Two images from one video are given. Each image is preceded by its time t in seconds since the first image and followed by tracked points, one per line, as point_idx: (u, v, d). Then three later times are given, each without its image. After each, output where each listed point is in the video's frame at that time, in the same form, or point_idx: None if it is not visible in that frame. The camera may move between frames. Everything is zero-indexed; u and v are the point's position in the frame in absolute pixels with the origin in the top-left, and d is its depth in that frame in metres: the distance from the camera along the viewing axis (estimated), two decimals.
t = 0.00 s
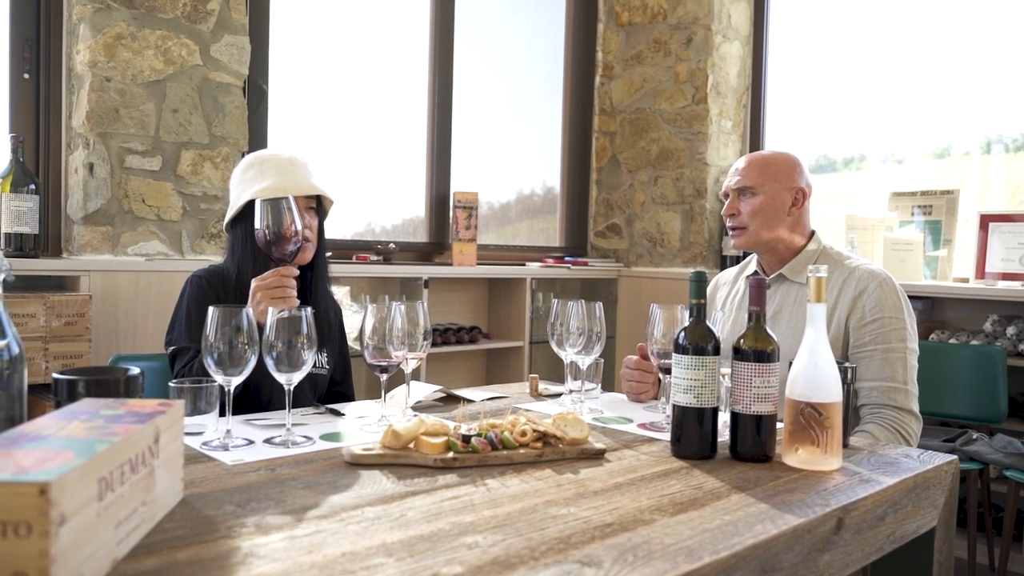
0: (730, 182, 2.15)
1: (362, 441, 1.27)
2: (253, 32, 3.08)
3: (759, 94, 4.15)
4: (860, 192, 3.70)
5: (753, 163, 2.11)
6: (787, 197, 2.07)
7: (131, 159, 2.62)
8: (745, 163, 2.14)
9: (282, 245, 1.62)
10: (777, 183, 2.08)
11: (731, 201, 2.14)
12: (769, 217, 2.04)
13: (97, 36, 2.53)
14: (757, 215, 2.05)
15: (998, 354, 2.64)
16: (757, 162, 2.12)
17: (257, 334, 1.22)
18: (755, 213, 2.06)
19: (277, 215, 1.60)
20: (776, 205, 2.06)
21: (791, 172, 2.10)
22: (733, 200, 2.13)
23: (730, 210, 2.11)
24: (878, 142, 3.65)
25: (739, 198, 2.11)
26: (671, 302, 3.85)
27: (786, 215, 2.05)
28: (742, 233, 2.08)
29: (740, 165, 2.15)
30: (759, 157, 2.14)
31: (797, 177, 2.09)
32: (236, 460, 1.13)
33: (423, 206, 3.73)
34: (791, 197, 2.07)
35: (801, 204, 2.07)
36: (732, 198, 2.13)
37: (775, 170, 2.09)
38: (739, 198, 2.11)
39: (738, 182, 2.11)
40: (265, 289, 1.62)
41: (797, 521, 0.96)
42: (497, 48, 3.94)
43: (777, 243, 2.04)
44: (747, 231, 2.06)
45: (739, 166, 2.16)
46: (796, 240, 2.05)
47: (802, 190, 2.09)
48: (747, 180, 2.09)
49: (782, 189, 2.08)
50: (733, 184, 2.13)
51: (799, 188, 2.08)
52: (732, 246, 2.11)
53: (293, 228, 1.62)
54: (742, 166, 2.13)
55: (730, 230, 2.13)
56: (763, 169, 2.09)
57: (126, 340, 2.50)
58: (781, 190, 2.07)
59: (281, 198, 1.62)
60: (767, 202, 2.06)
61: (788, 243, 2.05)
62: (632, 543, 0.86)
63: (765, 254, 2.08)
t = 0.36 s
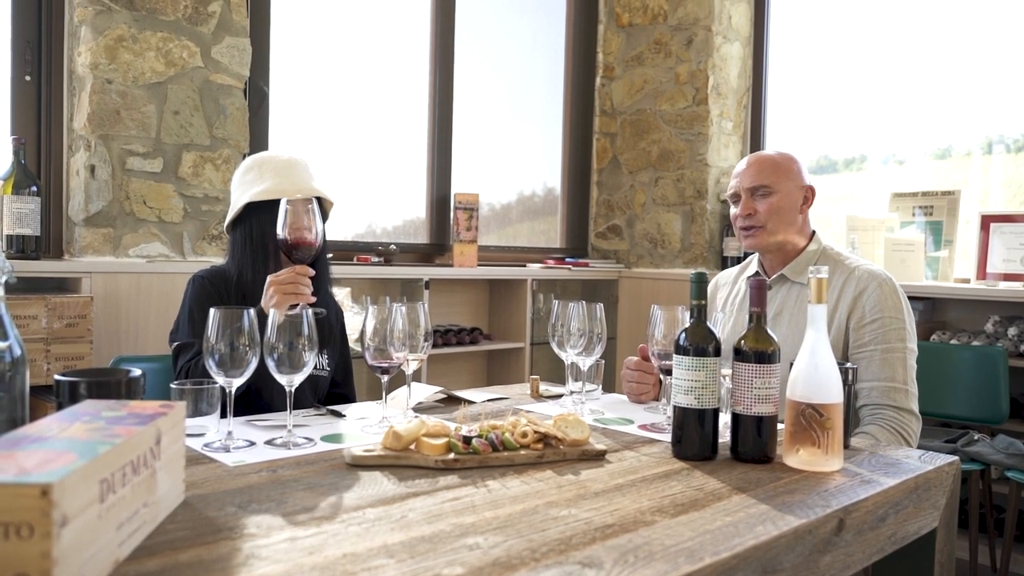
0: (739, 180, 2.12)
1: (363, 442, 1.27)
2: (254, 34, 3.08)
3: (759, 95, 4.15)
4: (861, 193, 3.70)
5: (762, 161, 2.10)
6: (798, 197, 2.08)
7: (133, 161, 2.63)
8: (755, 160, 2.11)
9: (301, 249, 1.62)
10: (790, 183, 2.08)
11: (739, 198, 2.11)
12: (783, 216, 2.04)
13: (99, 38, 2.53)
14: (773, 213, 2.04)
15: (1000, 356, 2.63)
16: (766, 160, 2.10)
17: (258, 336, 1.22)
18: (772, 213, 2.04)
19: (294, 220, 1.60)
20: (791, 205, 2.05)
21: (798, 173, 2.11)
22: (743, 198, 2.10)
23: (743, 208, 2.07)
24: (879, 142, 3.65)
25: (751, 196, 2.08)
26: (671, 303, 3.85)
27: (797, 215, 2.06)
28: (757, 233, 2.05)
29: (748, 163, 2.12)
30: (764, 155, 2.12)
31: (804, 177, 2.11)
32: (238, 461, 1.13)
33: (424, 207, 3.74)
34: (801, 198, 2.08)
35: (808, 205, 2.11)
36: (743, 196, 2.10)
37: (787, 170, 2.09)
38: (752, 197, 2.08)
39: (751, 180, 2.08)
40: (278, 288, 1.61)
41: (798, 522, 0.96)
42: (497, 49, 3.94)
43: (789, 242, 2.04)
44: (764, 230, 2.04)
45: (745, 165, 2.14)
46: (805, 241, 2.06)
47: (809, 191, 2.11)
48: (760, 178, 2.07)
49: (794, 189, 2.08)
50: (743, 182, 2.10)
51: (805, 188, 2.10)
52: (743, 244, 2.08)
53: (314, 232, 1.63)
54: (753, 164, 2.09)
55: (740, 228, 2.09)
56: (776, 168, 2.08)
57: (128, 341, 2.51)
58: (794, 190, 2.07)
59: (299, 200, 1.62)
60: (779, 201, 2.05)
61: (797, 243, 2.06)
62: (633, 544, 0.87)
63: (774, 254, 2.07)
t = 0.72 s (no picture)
0: (746, 181, 2.11)
1: (364, 443, 1.27)
2: (255, 35, 3.08)
3: (760, 96, 4.15)
4: (861, 194, 3.70)
5: (769, 163, 2.10)
6: (803, 200, 2.09)
7: (133, 162, 2.63)
8: (761, 162, 2.11)
9: (313, 254, 1.73)
10: (796, 186, 2.09)
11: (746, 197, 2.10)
12: (793, 216, 2.04)
13: (99, 39, 2.53)
14: (783, 213, 2.03)
15: (1000, 357, 2.63)
16: (772, 162, 2.11)
17: (258, 337, 1.22)
18: (782, 215, 2.04)
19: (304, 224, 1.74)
20: (798, 207, 2.06)
21: (802, 176, 2.12)
22: (750, 198, 2.10)
23: (753, 208, 2.06)
24: (879, 143, 3.65)
25: (761, 197, 2.07)
26: (672, 304, 3.85)
27: (804, 216, 2.07)
28: (768, 234, 2.04)
29: (753, 165, 2.12)
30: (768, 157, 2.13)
31: (808, 181, 2.13)
32: (238, 462, 1.13)
33: (424, 208, 3.74)
34: (805, 201, 2.10)
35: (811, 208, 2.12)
36: (751, 198, 2.09)
37: (792, 173, 2.10)
38: (760, 198, 2.08)
39: (761, 180, 2.08)
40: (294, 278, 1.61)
41: (798, 523, 0.96)
42: (498, 50, 3.94)
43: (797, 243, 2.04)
44: (775, 231, 2.03)
45: (749, 166, 2.14)
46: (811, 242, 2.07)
47: (812, 195, 2.13)
48: (769, 180, 2.07)
49: (800, 192, 2.09)
50: (751, 183, 2.10)
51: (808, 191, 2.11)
52: (751, 246, 2.07)
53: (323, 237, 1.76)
54: (760, 166, 2.09)
55: (749, 230, 2.08)
56: (782, 171, 2.09)
57: (128, 342, 2.51)
58: (800, 193, 2.08)
59: (300, 215, 1.79)
60: (787, 202, 2.05)
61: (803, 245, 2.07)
62: (633, 545, 0.87)
63: (780, 256, 2.07)
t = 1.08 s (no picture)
0: (751, 185, 2.12)
1: (361, 443, 1.27)
2: (252, 34, 3.08)
3: (758, 95, 4.15)
4: (859, 193, 3.69)
5: (773, 166, 2.11)
6: (808, 203, 2.09)
7: (130, 161, 2.62)
8: (765, 166, 2.11)
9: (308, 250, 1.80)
10: (801, 189, 2.09)
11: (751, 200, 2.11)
12: (799, 219, 2.04)
13: (95, 38, 2.53)
14: (788, 216, 2.04)
15: (997, 356, 2.64)
16: (777, 166, 2.11)
17: (255, 336, 1.22)
18: (787, 218, 2.04)
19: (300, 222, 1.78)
20: (803, 210, 2.06)
21: (806, 179, 2.13)
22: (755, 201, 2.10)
23: (759, 211, 2.06)
24: (877, 143, 3.65)
25: (765, 200, 2.08)
26: (670, 304, 3.85)
27: (810, 218, 2.07)
28: (773, 238, 2.04)
29: (757, 169, 2.13)
30: (773, 160, 2.14)
31: (812, 183, 2.13)
32: (234, 462, 1.13)
33: (422, 207, 3.73)
34: (810, 204, 2.10)
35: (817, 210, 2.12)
36: (756, 202, 2.09)
37: (797, 177, 2.10)
38: (765, 202, 2.08)
39: (765, 184, 2.08)
40: (287, 267, 1.67)
41: (795, 522, 0.96)
42: (496, 49, 3.94)
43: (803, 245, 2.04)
44: (780, 235, 2.03)
45: (753, 170, 2.14)
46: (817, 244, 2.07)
47: (816, 197, 2.13)
48: (773, 184, 2.08)
49: (805, 195, 2.09)
50: (756, 187, 2.10)
51: (813, 192, 2.12)
52: (757, 249, 2.07)
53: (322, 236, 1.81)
54: (765, 170, 2.10)
55: (755, 234, 2.08)
56: (787, 175, 2.09)
57: (125, 342, 2.50)
58: (805, 196, 2.09)
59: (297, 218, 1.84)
60: (792, 203, 2.06)
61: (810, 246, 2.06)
62: (630, 544, 0.86)
63: (786, 259, 2.07)
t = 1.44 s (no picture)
0: (747, 182, 2.15)
1: (355, 442, 1.27)
2: (247, 32, 3.07)
3: (753, 94, 4.15)
4: (853, 193, 3.70)
5: (770, 164, 2.13)
6: (805, 199, 2.10)
7: (124, 159, 2.61)
8: (761, 164, 2.15)
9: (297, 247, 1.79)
10: (797, 185, 2.10)
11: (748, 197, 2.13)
12: (794, 214, 2.05)
13: (88, 36, 2.52)
14: (783, 211, 2.05)
15: (991, 356, 2.64)
16: (773, 164, 2.13)
17: (249, 335, 1.21)
18: (781, 213, 2.06)
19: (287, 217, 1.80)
20: (799, 205, 2.07)
21: (804, 176, 2.14)
22: (752, 198, 2.13)
23: (753, 206, 2.09)
24: (872, 143, 3.66)
25: (761, 196, 2.10)
26: (664, 302, 3.85)
27: (805, 214, 2.08)
28: (767, 233, 2.06)
29: (754, 167, 2.16)
30: (772, 159, 2.16)
31: (810, 179, 2.14)
32: (228, 461, 1.12)
33: (417, 206, 3.73)
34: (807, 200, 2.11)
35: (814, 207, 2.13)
36: (752, 198, 2.12)
37: (794, 174, 2.12)
38: (760, 197, 2.10)
39: (761, 180, 2.11)
40: (274, 264, 1.69)
41: (789, 521, 0.96)
42: (491, 48, 3.94)
43: (799, 239, 2.05)
44: (775, 230, 2.05)
45: (751, 169, 2.17)
46: (814, 240, 2.07)
47: (814, 194, 2.14)
48: (768, 180, 2.10)
49: (801, 191, 2.10)
50: (752, 184, 2.13)
51: (811, 189, 2.12)
52: (752, 245, 2.09)
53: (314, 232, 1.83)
54: (760, 168, 2.13)
55: (750, 229, 2.10)
56: (782, 172, 2.11)
57: (119, 341, 2.50)
58: (801, 192, 2.10)
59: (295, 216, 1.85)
60: (787, 198, 2.07)
61: (807, 241, 2.07)
62: (624, 543, 0.86)
63: (781, 255, 2.08)
